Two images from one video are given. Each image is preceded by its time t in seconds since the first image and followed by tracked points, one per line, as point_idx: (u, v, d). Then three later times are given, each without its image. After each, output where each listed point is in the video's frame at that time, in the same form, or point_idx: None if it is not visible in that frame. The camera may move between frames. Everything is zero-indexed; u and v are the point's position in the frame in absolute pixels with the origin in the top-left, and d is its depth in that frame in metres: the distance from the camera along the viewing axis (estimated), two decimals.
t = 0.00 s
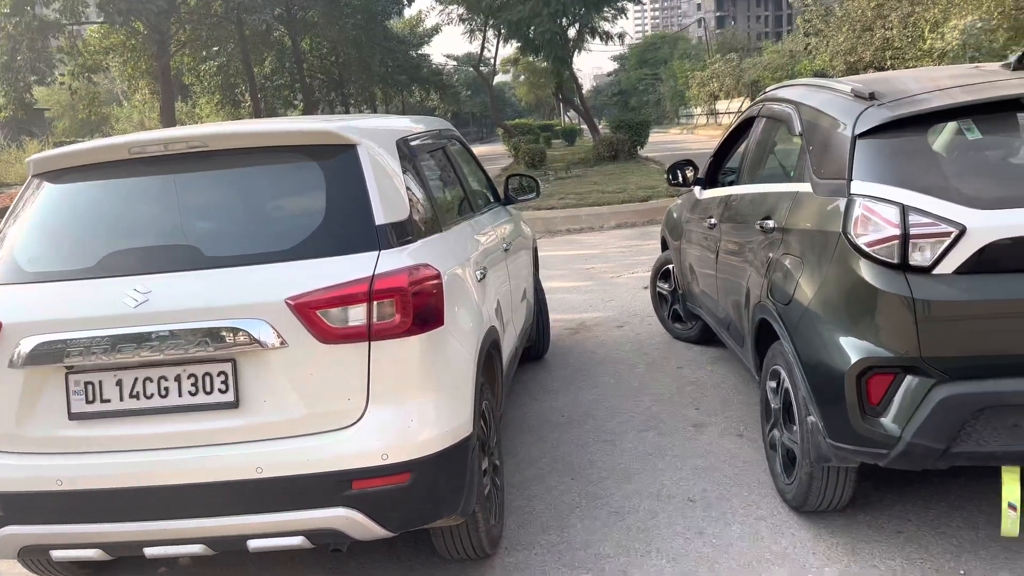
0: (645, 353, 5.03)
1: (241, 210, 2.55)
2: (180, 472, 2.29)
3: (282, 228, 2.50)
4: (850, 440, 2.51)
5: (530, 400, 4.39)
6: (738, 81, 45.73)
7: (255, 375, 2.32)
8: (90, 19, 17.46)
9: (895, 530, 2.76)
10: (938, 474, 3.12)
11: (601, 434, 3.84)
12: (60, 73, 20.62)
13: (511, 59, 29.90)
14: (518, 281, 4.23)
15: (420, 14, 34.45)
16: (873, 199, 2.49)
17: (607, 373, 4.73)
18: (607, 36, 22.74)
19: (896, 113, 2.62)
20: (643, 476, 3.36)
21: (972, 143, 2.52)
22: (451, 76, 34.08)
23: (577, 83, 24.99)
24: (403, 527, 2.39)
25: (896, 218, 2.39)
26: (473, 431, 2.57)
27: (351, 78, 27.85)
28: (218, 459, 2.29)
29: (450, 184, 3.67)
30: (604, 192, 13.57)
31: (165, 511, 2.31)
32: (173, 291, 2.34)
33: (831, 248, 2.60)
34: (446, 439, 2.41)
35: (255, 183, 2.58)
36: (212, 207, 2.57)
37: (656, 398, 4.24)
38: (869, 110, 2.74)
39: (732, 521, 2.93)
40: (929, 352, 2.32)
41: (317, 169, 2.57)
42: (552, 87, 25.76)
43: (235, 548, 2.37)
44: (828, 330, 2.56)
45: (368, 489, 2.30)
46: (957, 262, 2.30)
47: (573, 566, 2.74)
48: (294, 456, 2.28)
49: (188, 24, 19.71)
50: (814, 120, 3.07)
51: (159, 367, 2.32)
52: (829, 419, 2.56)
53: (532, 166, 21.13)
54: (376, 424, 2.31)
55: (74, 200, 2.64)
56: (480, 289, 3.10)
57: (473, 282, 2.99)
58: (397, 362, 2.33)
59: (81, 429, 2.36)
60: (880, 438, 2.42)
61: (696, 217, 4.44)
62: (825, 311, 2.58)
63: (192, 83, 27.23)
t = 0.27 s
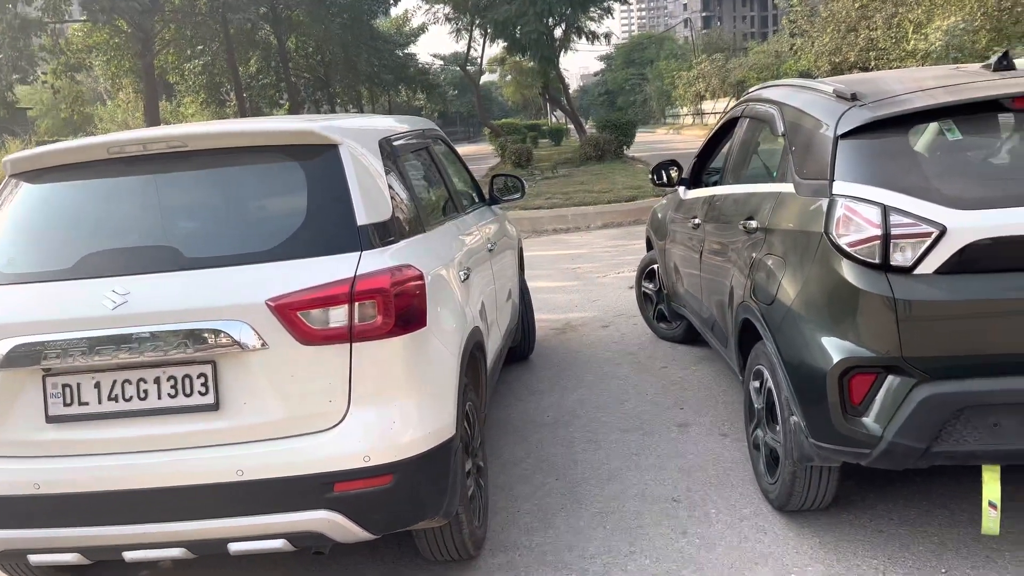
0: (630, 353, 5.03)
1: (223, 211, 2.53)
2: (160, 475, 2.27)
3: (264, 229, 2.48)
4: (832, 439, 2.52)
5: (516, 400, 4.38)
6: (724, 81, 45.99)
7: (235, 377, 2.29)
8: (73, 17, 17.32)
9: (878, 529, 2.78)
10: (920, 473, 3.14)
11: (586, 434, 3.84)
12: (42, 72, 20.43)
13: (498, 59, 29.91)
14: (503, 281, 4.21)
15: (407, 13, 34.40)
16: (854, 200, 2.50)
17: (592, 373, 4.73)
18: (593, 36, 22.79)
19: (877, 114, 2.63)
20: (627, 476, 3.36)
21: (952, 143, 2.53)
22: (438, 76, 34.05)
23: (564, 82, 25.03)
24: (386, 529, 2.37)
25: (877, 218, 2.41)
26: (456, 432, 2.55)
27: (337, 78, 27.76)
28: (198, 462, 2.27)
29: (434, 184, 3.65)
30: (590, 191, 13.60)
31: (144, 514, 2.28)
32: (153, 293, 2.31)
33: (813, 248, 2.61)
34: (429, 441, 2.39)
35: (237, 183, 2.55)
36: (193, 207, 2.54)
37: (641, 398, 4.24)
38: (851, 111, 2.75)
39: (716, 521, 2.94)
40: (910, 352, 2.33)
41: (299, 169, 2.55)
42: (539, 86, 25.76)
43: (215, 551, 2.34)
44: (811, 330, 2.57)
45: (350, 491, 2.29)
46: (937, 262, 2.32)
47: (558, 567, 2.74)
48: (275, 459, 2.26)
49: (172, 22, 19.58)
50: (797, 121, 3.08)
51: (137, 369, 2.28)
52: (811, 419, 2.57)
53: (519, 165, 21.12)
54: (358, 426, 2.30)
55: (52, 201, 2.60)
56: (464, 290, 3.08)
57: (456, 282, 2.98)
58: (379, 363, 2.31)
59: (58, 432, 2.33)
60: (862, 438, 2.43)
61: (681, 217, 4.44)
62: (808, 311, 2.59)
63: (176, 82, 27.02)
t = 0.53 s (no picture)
0: (618, 353, 5.04)
1: (209, 210, 2.51)
2: (143, 477, 2.24)
3: (249, 229, 2.46)
4: (818, 439, 2.53)
5: (504, 400, 4.37)
6: (713, 82, 46.20)
7: (220, 378, 2.27)
8: (58, 14, 17.15)
9: (863, 528, 2.79)
10: (905, 472, 3.16)
11: (574, 434, 3.84)
12: (28, 70, 20.24)
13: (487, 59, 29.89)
14: (491, 282, 4.20)
15: (396, 12, 34.32)
16: (840, 200, 2.51)
17: (581, 373, 4.73)
18: (582, 36, 22.81)
19: (863, 115, 2.64)
20: (615, 476, 3.37)
21: (937, 145, 2.55)
22: (427, 75, 34.00)
23: (553, 82, 25.04)
24: (372, 530, 2.36)
25: (862, 219, 2.42)
26: (443, 433, 2.54)
27: (326, 77, 27.67)
28: (182, 464, 2.24)
29: (422, 184, 3.64)
30: (579, 191, 13.62)
31: (127, 516, 2.25)
32: (137, 293, 2.28)
33: (800, 248, 2.61)
34: (415, 442, 2.38)
35: (223, 183, 2.53)
36: (178, 207, 2.52)
37: (629, 398, 4.25)
38: (837, 111, 2.76)
39: (704, 521, 2.94)
40: (895, 352, 2.35)
41: (285, 169, 2.53)
42: (529, 86, 25.77)
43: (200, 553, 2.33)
44: (797, 330, 2.58)
45: (336, 493, 2.27)
46: (922, 263, 2.33)
47: (546, 567, 2.73)
48: (260, 460, 2.25)
49: (159, 20, 19.42)
50: (783, 122, 3.09)
51: (121, 370, 2.26)
52: (798, 419, 2.58)
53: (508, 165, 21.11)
54: (344, 427, 2.28)
55: (35, 200, 2.57)
56: (451, 290, 3.07)
57: (444, 282, 2.97)
58: (366, 364, 2.30)
59: (41, 434, 2.30)
60: (848, 437, 2.45)
61: (668, 217, 4.45)
62: (793, 311, 2.60)
63: (164, 80, 26.84)
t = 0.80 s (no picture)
0: (609, 353, 5.04)
1: (196, 208, 2.49)
2: (129, 475, 2.23)
3: (237, 226, 2.44)
4: (806, 438, 2.54)
5: (494, 399, 4.37)
6: (706, 81, 46.35)
7: (207, 375, 2.26)
8: (49, 10, 17.10)
9: (851, 527, 2.80)
10: (893, 472, 3.17)
11: (564, 433, 3.83)
12: (18, 66, 20.11)
13: (480, 57, 29.88)
14: (481, 280, 4.20)
15: (389, 10, 34.26)
16: (828, 200, 2.52)
17: (571, 372, 4.73)
18: (575, 35, 22.82)
19: (852, 115, 2.65)
20: (604, 475, 3.37)
21: (925, 145, 2.56)
22: (420, 74, 33.97)
23: (546, 81, 25.07)
24: (359, 530, 2.35)
25: (851, 218, 2.43)
26: (431, 432, 2.54)
27: (319, 75, 27.60)
28: (169, 462, 2.23)
29: (412, 182, 3.63)
30: (571, 190, 13.61)
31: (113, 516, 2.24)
32: (124, 291, 2.27)
33: (789, 248, 2.62)
34: (404, 440, 2.37)
35: (211, 180, 2.52)
36: (166, 204, 2.50)
37: (618, 397, 4.25)
38: (827, 112, 2.76)
39: (692, 520, 2.94)
40: (883, 351, 2.36)
41: (273, 167, 2.52)
42: (522, 85, 25.76)
43: (187, 552, 2.31)
44: (786, 330, 2.59)
45: (323, 491, 2.26)
46: (910, 263, 2.34)
47: (534, 566, 2.73)
48: (247, 458, 2.23)
49: (150, 17, 19.34)
50: (773, 121, 3.09)
51: (108, 368, 2.25)
52: (785, 418, 2.59)
53: (501, 164, 21.12)
54: (332, 425, 2.27)
55: (20, 196, 2.55)
56: (441, 288, 3.07)
57: (433, 281, 2.96)
58: (354, 362, 2.29)
59: (26, 433, 2.29)
60: (836, 437, 2.46)
61: (659, 217, 4.45)
62: (782, 310, 2.61)
63: (155, 77, 26.69)
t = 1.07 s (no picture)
0: (605, 354, 5.02)
1: (190, 206, 2.46)
2: (122, 476, 2.20)
3: (231, 225, 2.42)
4: (803, 442, 2.53)
5: (490, 400, 4.35)
6: (703, 81, 46.39)
7: (200, 376, 2.23)
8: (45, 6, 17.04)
9: (848, 532, 2.79)
10: (890, 476, 3.16)
11: (560, 435, 3.82)
12: (13, 62, 20.04)
13: (478, 56, 29.85)
14: (477, 281, 4.17)
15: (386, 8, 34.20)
16: (829, 203, 2.50)
17: (567, 373, 4.71)
18: (573, 34, 22.80)
19: (852, 117, 2.63)
20: (600, 477, 3.35)
21: (925, 148, 2.55)
22: (417, 72, 33.93)
23: (544, 80, 25.05)
24: (353, 533, 2.33)
25: (851, 222, 2.41)
26: (427, 434, 2.52)
27: (316, 73, 27.54)
28: (162, 464, 2.21)
29: (408, 181, 3.60)
30: (568, 190, 13.60)
31: (104, 518, 2.21)
32: (116, 290, 2.24)
33: (788, 250, 2.60)
34: (399, 443, 2.35)
35: (205, 178, 2.49)
36: (159, 202, 2.47)
37: (614, 398, 4.24)
38: (826, 114, 2.75)
39: (688, 523, 2.93)
40: (882, 355, 2.34)
41: (268, 166, 2.49)
42: (519, 84, 25.71)
43: (179, 555, 2.29)
44: (784, 333, 2.57)
45: (317, 494, 2.24)
46: (910, 266, 2.33)
47: (530, 569, 2.72)
48: (240, 460, 2.21)
49: (147, 14, 19.28)
50: (772, 123, 3.08)
51: (100, 368, 2.22)
52: (784, 421, 2.58)
53: (498, 163, 21.10)
54: (327, 427, 2.25)
55: (12, 194, 2.52)
56: (437, 289, 3.04)
57: (429, 282, 2.94)
58: (348, 364, 2.27)
59: (17, 434, 2.26)
60: (834, 441, 2.45)
61: (656, 218, 4.44)
62: (781, 313, 2.60)
63: (150, 74, 26.59)
